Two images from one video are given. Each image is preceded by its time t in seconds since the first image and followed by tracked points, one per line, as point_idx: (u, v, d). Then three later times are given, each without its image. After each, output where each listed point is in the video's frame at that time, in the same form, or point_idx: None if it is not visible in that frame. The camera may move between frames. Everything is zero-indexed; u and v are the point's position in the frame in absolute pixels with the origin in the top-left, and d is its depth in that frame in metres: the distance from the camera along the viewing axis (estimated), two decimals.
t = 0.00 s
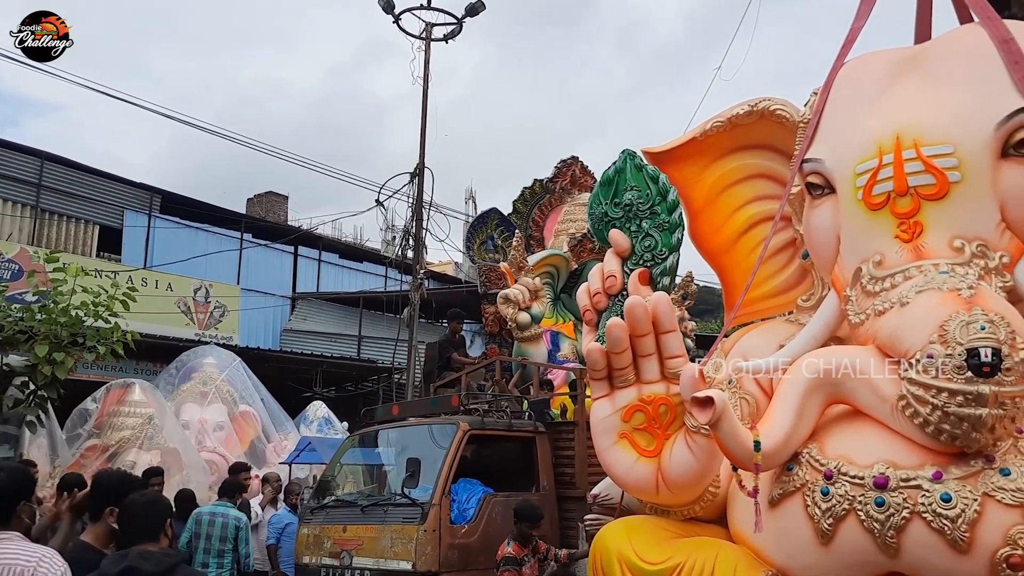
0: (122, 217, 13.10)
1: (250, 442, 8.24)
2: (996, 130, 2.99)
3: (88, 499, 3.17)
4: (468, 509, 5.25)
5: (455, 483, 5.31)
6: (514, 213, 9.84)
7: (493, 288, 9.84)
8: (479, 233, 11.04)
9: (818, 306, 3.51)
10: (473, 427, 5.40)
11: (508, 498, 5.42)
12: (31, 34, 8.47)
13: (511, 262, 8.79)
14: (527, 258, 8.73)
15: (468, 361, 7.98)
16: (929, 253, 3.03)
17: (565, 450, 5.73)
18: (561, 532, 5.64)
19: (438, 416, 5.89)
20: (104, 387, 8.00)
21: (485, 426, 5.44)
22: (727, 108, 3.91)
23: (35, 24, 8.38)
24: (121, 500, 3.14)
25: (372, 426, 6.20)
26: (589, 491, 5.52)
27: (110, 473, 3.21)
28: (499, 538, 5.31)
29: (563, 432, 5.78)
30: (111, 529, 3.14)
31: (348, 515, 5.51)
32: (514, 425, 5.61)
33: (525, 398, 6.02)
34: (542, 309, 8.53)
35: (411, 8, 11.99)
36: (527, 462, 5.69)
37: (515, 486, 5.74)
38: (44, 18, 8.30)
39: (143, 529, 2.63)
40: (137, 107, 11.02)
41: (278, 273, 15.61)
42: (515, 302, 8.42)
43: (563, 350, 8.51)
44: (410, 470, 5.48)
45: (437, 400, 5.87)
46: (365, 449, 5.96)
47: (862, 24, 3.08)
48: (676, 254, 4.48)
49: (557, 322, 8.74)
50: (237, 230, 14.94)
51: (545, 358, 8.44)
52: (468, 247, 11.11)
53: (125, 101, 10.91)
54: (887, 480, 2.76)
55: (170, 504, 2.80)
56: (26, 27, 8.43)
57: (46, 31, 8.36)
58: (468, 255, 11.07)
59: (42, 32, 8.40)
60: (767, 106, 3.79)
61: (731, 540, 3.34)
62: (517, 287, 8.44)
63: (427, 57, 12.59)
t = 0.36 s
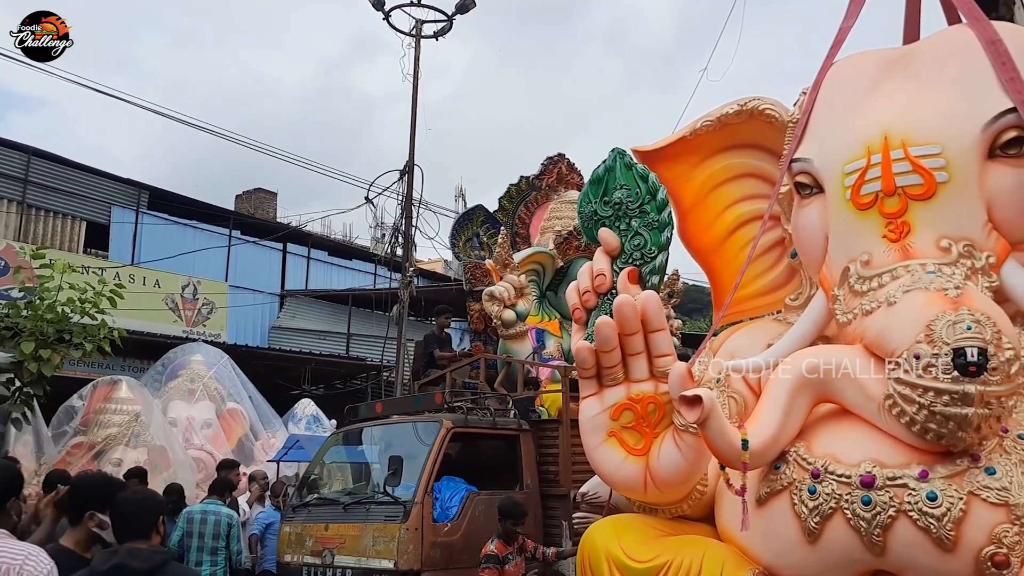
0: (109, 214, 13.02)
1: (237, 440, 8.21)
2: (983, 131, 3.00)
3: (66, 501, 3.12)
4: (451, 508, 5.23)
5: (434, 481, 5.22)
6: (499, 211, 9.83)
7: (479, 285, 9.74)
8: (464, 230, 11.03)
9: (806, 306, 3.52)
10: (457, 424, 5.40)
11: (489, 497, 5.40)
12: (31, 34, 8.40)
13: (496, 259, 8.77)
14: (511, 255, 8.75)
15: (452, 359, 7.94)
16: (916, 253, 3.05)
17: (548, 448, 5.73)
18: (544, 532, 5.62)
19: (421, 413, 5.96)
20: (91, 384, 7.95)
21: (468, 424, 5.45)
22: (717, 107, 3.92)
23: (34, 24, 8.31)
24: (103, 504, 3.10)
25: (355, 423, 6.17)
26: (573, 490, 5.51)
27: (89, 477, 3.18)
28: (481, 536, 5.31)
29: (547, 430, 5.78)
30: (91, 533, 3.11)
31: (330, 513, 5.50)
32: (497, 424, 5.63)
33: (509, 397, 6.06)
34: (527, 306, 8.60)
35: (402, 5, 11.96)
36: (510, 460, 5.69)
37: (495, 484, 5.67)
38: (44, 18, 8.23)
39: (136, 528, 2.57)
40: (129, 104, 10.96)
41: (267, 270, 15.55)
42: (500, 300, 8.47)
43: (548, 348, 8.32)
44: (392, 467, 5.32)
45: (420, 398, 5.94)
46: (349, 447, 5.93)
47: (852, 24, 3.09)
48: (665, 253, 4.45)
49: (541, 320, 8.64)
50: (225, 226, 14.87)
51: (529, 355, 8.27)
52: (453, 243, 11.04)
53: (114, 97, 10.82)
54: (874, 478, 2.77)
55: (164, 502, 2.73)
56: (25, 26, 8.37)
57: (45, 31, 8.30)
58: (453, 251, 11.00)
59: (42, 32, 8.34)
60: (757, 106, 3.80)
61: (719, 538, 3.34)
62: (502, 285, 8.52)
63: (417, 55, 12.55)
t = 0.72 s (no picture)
0: (103, 208, 12.96)
1: (230, 436, 8.19)
2: (977, 131, 3.01)
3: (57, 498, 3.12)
4: (435, 504, 5.27)
5: (421, 478, 5.29)
6: (487, 206, 9.85)
7: (466, 281, 9.93)
8: (452, 225, 11.01)
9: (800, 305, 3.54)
10: (442, 421, 5.40)
11: (477, 492, 5.46)
12: (31, 34, 8.36)
13: (483, 255, 8.60)
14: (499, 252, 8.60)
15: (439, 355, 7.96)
16: (910, 253, 3.06)
17: (535, 444, 5.74)
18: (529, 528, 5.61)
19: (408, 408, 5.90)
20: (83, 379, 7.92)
21: (453, 420, 5.45)
22: (712, 106, 3.92)
23: (34, 23, 8.27)
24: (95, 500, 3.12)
25: (341, 419, 6.11)
26: (559, 487, 5.53)
27: (79, 473, 3.17)
28: (465, 533, 5.34)
29: (533, 427, 5.79)
30: (81, 531, 3.10)
31: (312, 509, 5.49)
32: (483, 420, 5.63)
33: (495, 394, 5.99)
34: (514, 302, 8.42)
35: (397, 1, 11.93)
36: (495, 456, 5.71)
37: (481, 481, 5.71)
38: (44, 18, 8.17)
39: (134, 523, 2.55)
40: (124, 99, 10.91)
41: (261, 266, 15.52)
42: (487, 296, 8.31)
43: (536, 344, 8.40)
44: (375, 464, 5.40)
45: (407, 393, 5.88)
46: (335, 443, 5.88)
47: (847, 24, 3.09)
48: (660, 251, 4.25)
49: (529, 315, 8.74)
50: (219, 221, 14.83)
51: (518, 352, 8.28)
52: (441, 239, 11.05)
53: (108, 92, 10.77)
54: (866, 477, 2.78)
55: (161, 497, 2.71)
56: (25, 26, 8.33)
57: (46, 31, 8.25)
58: (441, 246, 11.01)
59: (42, 32, 8.29)
60: (752, 104, 3.80)
61: (711, 536, 3.35)
62: (490, 281, 8.34)
63: (412, 51, 12.54)
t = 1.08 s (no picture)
0: (92, 203, 12.89)
1: (220, 432, 8.16)
2: (967, 132, 3.03)
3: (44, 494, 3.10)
4: (411, 502, 5.26)
5: (394, 476, 5.22)
6: (471, 200, 9.96)
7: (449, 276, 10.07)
8: (435, 220, 11.00)
9: (790, 303, 3.55)
10: (419, 417, 5.39)
11: (456, 488, 5.46)
12: (30, 33, 8.31)
13: (466, 250, 8.95)
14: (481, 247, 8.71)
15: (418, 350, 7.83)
16: (899, 252, 3.07)
17: (514, 441, 5.72)
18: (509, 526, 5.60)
19: (385, 405, 5.94)
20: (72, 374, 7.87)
21: (431, 416, 5.43)
22: (703, 105, 3.93)
23: (34, 23, 8.21)
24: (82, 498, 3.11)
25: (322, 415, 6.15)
26: (537, 484, 5.49)
27: (67, 470, 3.17)
28: (443, 531, 5.33)
29: (512, 423, 5.78)
30: (67, 528, 3.09)
31: (288, 507, 5.47)
32: (461, 416, 5.62)
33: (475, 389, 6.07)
34: (496, 298, 8.59)
35: None
36: (474, 454, 5.69)
37: (462, 479, 5.72)
38: (44, 17, 8.11)
39: (122, 520, 2.54)
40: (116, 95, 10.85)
41: (251, 261, 15.46)
42: (469, 291, 8.47)
43: (518, 339, 8.43)
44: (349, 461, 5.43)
45: (384, 389, 5.92)
46: (315, 440, 5.91)
47: (839, 23, 3.10)
48: (651, 249, 4.20)
49: (511, 311, 8.69)
50: (209, 217, 14.77)
51: (499, 347, 8.34)
52: (423, 232, 11.00)
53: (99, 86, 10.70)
54: (854, 475, 2.80)
55: (149, 494, 2.69)
56: (25, 25, 8.27)
57: (45, 31, 8.19)
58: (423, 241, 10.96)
59: (41, 31, 8.24)
60: (743, 104, 3.81)
61: (700, 533, 3.36)
62: (472, 276, 8.52)
63: (404, 47, 12.52)
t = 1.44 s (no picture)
0: (75, 198, 12.77)
1: (203, 430, 8.11)
2: (948, 136, 3.06)
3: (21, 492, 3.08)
4: (379, 501, 5.16)
5: (362, 474, 5.13)
6: (447, 195, 9.89)
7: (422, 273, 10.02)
8: (409, 215, 10.97)
9: (773, 305, 3.58)
10: (388, 414, 5.32)
11: (424, 488, 5.37)
12: (31, 34, 8.22)
13: (440, 246, 8.87)
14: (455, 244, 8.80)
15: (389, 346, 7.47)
16: (881, 255, 3.10)
17: (485, 440, 5.63)
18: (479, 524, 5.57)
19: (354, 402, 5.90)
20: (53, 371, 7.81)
21: (400, 414, 5.37)
22: (689, 107, 3.94)
23: (34, 23, 8.13)
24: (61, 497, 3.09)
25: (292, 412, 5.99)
26: (509, 483, 5.40)
27: (45, 468, 3.14)
28: (411, 530, 5.22)
29: (484, 421, 5.70)
30: (46, 526, 3.08)
31: (253, 505, 5.35)
32: (431, 414, 5.57)
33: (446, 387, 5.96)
34: (470, 294, 8.45)
35: None
36: (446, 453, 5.65)
37: (432, 477, 5.67)
38: (44, 18, 8.02)
39: (100, 520, 2.52)
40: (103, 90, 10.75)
41: (235, 258, 15.37)
42: (442, 287, 8.28)
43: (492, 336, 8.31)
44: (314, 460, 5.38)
45: (354, 386, 5.89)
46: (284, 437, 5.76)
47: (823, 28, 3.13)
48: (637, 250, 4.10)
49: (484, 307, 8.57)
50: (194, 213, 14.68)
51: (472, 344, 8.26)
52: (396, 229, 10.98)
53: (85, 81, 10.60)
54: (835, 476, 2.82)
55: (128, 492, 2.68)
56: (25, 26, 8.18)
57: (46, 31, 8.10)
58: (397, 237, 10.95)
59: (42, 32, 8.15)
60: (728, 106, 3.83)
61: (682, 533, 3.38)
62: (446, 272, 8.31)
63: (391, 45, 12.50)
